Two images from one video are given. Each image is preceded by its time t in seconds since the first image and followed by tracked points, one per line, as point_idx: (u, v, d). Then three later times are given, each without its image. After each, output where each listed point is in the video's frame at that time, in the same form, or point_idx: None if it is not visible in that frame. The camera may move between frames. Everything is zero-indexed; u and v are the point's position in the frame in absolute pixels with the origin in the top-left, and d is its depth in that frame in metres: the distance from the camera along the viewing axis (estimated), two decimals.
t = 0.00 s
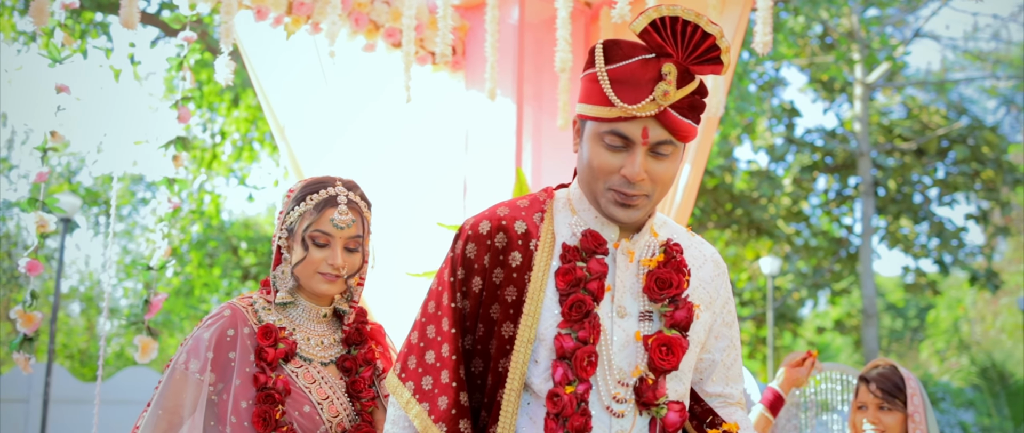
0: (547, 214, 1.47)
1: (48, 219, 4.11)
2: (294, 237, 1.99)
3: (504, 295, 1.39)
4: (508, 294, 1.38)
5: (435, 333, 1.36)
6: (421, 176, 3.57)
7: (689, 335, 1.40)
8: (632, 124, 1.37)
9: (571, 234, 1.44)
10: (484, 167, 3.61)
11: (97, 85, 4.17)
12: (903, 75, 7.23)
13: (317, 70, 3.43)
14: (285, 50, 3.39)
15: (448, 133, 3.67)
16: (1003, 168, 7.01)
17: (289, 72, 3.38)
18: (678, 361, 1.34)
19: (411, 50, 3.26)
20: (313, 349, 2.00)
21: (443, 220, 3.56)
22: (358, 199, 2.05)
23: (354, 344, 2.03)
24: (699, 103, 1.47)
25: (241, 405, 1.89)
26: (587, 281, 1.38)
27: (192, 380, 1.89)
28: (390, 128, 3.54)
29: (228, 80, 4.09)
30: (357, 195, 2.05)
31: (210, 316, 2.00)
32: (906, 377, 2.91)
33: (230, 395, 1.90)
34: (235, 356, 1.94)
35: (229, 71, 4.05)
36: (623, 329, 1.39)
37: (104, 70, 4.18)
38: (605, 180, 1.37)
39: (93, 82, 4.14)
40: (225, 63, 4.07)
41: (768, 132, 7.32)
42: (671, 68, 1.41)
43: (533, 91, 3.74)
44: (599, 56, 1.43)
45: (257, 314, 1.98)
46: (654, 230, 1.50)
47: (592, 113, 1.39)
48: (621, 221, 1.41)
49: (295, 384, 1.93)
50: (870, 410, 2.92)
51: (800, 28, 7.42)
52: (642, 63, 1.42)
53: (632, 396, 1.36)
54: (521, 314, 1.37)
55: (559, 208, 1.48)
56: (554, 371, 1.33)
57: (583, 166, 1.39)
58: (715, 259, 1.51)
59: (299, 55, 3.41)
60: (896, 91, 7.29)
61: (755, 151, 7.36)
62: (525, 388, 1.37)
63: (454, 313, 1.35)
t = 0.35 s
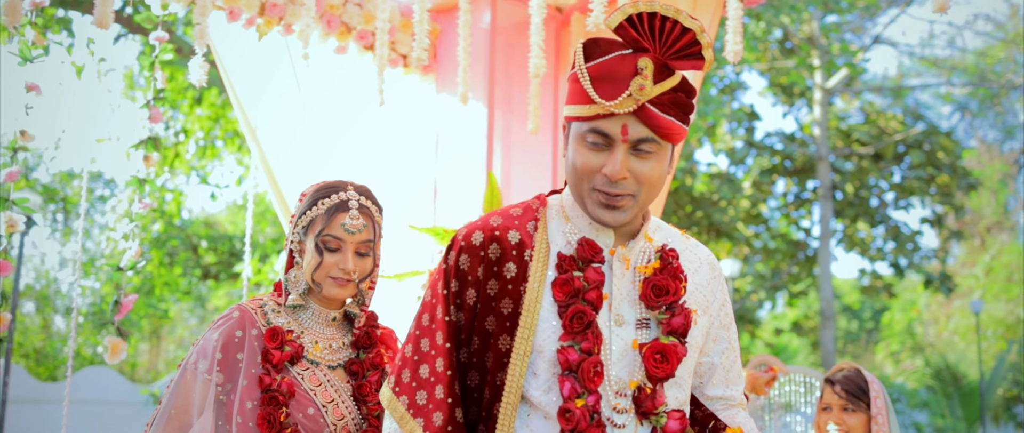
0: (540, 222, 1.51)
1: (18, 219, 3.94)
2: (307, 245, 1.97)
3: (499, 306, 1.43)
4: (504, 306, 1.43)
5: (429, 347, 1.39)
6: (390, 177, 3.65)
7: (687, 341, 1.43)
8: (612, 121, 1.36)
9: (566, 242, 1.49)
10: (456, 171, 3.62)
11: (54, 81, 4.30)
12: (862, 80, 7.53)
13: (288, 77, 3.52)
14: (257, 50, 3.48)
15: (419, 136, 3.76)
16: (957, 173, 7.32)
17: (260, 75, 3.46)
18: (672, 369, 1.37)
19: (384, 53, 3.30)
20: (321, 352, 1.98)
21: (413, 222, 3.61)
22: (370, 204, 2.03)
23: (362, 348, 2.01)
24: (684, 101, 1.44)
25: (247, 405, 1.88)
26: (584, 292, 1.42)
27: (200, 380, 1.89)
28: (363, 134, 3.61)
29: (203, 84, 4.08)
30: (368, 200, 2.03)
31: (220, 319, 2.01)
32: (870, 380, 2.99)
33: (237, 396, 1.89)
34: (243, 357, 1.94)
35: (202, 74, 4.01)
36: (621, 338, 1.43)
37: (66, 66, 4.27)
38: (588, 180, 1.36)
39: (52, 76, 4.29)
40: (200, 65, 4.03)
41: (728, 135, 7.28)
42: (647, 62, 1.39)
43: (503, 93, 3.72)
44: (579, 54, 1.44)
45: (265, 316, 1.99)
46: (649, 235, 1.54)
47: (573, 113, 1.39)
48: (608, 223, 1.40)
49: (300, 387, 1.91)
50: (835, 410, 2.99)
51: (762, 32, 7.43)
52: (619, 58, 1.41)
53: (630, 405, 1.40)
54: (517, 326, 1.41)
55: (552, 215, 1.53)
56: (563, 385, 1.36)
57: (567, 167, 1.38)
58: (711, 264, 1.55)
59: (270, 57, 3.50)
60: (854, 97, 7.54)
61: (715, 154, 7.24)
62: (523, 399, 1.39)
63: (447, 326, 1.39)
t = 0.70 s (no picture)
0: (532, 228, 1.55)
1: None
2: (310, 247, 2.01)
3: (493, 316, 1.46)
4: (499, 315, 1.46)
5: (420, 360, 1.44)
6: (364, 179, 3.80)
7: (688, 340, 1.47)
8: (584, 110, 1.44)
9: (559, 247, 1.53)
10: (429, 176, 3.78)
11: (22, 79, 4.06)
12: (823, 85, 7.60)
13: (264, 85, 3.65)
14: (231, 51, 3.61)
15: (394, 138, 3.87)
16: (915, 177, 7.44)
17: (234, 76, 3.61)
18: (681, 371, 1.41)
19: (361, 56, 3.40)
20: (321, 354, 2.02)
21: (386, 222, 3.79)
22: (372, 207, 2.07)
23: (363, 350, 2.04)
24: (660, 87, 1.50)
25: (245, 406, 1.92)
26: (580, 297, 1.45)
27: (200, 379, 1.95)
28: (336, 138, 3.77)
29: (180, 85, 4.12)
30: (371, 203, 2.07)
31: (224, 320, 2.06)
32: (838, 383, 3.05)
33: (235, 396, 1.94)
34: (244, 358, 1.99)
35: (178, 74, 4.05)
36: (621, 340, 1.47)
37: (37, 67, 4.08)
38: (565, 172, 1.44)
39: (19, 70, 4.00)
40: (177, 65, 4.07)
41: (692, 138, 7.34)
42: (615, 48, 1.47)
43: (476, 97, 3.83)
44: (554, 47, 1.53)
45: (266, 318, 2.03)
46: (645, 235, 1.58)
47: (551, 107, 1.48)
48: (592, 218, 1.46)
49: (298, 388, 1.95)
50: (804, 413, 3.07)
51: (726, 36, 7.56)
52: (590, 46, 1.49)
53: (642, 410, 1.44)
54: (512, 334, 1.45)
55: (544, 220, 1.56)
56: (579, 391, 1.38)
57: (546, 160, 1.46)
58: (708, 257, 1.61)
59: (244, 59, 3.63)
60: (815, 100, 7.60)
61: (678, 156, 7.34)
62: (520, 404, 1.43)
63: (439, 338, 1.43)
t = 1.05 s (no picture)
0: (524, 232, 1.61)
1: None
2: (310, 253, 2.08)
3: (489, 324, 1.52)
4: (494, 324, 1.52)
5: (413, 371, 1.49)
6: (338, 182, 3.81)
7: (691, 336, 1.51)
8: (564, 110, 1.47)
9: (551, 251, 1.58)
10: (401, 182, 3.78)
11: None
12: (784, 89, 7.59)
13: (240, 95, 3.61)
14: (204, 54, 3.58)
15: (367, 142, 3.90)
16: (873, 182, 7.40)
17: (208, 81, 3.59)
18: (687, 370, 1.45)
19: (337, 62, 3.42)
20: (322, 361, 2.07)
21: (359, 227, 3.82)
22: (371, 213, 2.14)
23: (364, 356, 2.09)
24: (642, 82, 1.52)
25: (246, 414, 1.98)
26: (575, 301, 1.49)
27: (201, 387, 2.01)
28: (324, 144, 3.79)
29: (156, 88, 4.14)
30: (370, 209, 2.14)
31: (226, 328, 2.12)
32: (807, 387, 3.14)
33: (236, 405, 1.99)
34: (245, 366, 2.04)
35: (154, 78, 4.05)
36: (621, 341, 1.51)
37: None
38: (548, 172, 1.46)
39: None
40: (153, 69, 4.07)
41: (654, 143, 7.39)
42: (592, 45, 1.49)
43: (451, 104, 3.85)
44: (533, 48, 1.56)
45: (268, 325, 2.09)
46: (641, 232, 1.62)
47: (534, 108, 1.51)
48: (580, 217, 1.49)
49: (298, 396, 2.00)
50: (774, 418, 3.16)
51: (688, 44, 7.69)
52: (567, 44, 1.52)
53: (647, 413, 1.48)
54: (507, 342, 1.50)
55: (536, 226, 1.62)
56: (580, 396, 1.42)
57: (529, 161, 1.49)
58: (706, 251, 1.64)
59: (218, 62, 3.61)
60: (776, 105, 7.63)
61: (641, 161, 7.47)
62: (518, 408, 1.48)
63: (431, 349, 1.49)
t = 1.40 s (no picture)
0: (518, 240, 1.60)
1: None
2: (308, 260, 2.24)
3: (483, 332, 1.50)
4: (488, 332, 1.50)
5: (406, 380, 1.48)
6: (315, 185, 3.92)
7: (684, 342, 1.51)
8: (553, 115, 1.45)
9: (545, 258, 1.57)
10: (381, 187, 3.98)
11: None
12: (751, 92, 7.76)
13: (220, 105, 3.71)
14: (183, 56, 3.69)
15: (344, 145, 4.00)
16: (840, 185, 7.60)
17: (187, 83, 3.68)
18: (678, 377, 1.45)
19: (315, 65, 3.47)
20: (326, 369, 2.22)
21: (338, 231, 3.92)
22: (368, 219, 2.31)
23: (367, 363, 2.25)
24: (630, 85, 1.49)
25: (251, 425, 2.10)
26: (567, 309, 1.49)
27: (205, 400, 2.13)
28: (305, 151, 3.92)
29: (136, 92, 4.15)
30: (367, 216, 2.32)
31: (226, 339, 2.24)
32: (779, 391, 3.22)
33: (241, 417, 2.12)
34: (247, 377, 2.17)
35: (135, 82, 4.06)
36: (615, 347, 1.51)
37: None
38: (538, 178, 1.44)
39: None
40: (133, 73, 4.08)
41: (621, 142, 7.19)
42: (577, 49, 1.47)
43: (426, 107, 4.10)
44: (519, 54, 1.54)
45: (269, 335, 2.22)
46: (635, 236, 1.63)
47: (524, 114, 1.50)
48: (572, 225, 1.46)
49: (304, 405, 2.14)
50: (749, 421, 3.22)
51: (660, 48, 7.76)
52: (552, 49, 1.50)
53: (643, 419, 1.48)
54: (500, 351, 1.49)
55: (530, 233, 1.62)
56: (571, 405, 1.42)
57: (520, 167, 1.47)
58: (703, 252, 1.65)
59: (198, 64, 3.71)
60: (744, 108, 7.77)
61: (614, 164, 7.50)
62: (513, 415, 1.47)
63: (425, 358, 1.47)
